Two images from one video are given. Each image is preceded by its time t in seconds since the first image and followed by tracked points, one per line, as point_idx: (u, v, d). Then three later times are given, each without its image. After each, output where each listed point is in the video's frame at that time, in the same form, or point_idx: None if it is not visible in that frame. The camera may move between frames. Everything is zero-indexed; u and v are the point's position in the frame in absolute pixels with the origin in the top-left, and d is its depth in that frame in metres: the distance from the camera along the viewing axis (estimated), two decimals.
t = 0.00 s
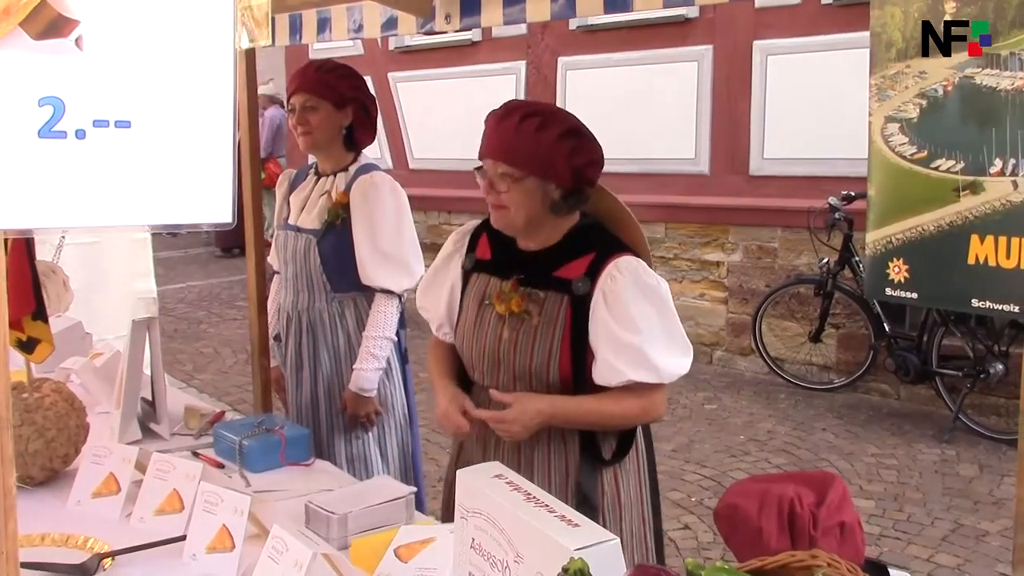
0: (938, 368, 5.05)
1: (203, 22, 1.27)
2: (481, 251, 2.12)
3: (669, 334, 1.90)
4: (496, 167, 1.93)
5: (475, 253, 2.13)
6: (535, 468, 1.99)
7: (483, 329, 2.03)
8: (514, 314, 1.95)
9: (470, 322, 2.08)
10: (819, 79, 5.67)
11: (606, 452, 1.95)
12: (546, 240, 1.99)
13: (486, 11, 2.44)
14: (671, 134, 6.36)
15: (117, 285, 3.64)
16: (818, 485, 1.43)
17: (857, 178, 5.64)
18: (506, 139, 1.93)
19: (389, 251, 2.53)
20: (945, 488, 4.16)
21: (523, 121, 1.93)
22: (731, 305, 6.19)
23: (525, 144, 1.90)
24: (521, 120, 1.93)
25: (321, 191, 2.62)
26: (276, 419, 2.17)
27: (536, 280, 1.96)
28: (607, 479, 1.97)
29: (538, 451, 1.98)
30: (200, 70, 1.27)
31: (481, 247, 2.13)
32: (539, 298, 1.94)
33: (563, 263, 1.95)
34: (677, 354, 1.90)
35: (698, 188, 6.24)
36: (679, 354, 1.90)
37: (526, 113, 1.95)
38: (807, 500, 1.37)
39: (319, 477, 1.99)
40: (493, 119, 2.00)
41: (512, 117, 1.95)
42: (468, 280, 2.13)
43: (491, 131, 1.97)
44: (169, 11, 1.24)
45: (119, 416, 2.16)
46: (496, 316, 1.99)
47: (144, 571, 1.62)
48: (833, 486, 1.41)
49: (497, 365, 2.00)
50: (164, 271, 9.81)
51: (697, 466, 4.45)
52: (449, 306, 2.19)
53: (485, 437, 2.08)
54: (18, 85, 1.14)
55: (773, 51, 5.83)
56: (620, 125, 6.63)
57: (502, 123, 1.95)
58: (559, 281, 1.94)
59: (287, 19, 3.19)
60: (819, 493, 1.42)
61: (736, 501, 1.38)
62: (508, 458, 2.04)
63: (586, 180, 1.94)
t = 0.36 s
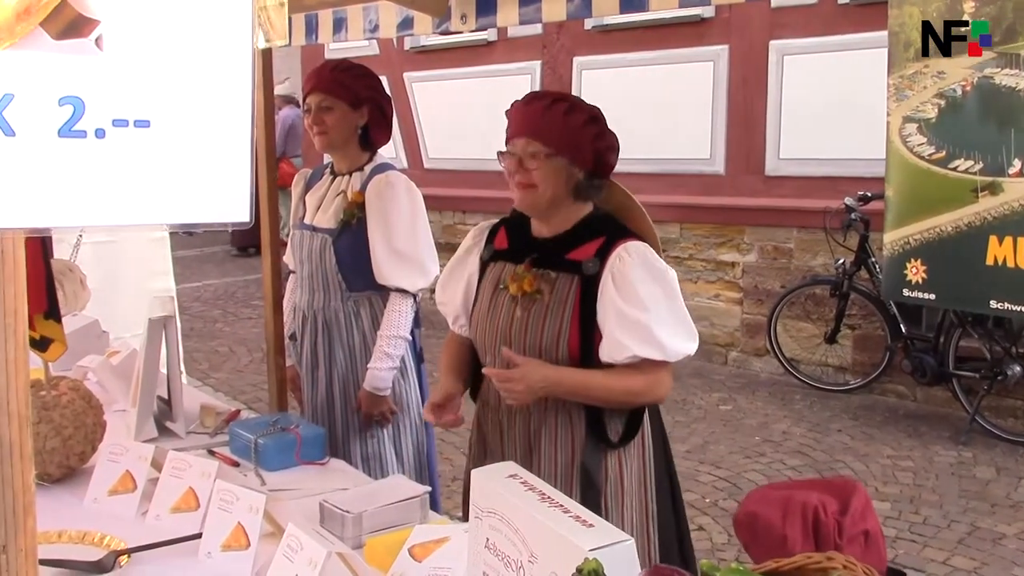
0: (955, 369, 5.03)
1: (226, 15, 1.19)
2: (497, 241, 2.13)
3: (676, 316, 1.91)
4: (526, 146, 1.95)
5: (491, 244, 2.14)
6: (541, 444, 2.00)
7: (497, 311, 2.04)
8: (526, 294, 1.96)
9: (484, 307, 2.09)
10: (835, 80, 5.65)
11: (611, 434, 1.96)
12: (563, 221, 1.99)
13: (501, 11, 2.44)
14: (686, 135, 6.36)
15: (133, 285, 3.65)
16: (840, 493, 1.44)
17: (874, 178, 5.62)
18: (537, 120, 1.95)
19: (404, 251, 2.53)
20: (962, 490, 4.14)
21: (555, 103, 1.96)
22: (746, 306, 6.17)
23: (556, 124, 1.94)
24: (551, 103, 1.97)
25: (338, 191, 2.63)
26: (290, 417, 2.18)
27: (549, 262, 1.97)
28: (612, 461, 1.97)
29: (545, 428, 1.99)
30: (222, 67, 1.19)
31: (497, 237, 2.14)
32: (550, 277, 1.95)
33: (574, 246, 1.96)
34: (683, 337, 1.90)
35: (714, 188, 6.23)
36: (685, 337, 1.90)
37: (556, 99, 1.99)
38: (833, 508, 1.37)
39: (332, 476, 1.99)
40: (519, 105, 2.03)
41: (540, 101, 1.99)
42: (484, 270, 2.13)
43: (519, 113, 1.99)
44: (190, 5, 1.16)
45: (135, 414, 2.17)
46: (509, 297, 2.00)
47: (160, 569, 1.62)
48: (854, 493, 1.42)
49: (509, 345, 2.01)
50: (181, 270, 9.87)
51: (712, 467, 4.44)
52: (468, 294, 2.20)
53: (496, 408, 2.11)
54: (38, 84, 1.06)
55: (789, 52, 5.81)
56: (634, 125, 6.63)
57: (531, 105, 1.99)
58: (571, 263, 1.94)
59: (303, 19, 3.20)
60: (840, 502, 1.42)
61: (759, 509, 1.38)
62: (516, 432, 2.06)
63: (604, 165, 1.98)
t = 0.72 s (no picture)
0: (975, 371, 5.01)
1: (250, 11, 1.14)
2: (513, 241, 2.11)
3: (700, 303, 1.94)
4: (582, 166, 1.92)
5: (506, 244, 2.12)
6: (570, 436, 1.97)
7: (521, 308, 2.02)
8: (554, 288, 1.96)
9: (505, 306, 2.07)
10: (854, 80, 5.63)
11: (640, 426, 1.97)
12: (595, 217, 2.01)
13: (520, 10, 2.44)
14: (703, 135, 6.35)
15: (152, 284, 3.67)
16: (863, 507, 1.43)
17: (893, 179, 5.59)
18: (589, 135, 1.91)
19: (422, 251, 2.54)
20: (981, 492, 4.12)
21: (595, 114, 1.94)
22: (764, 307, 6.16)
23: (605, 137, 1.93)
24: (589, 114, 1.94)
25: (356, 191, 2.64)
26: (307, 416, 2.18)
27: (574, 256, 1.97)
28: (636, 451, 1.98)
29: (575, 418, 1.96)
30: (245, 66, 1.15)
31: (511, 238, 2.12)
32: (578, 272, 1.96)
33: (598, 240, 1.96)
34: (707, 321, 1.95)
35: (731, 187, 6.22)
36: (709, 321, 1.96)
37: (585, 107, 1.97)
38: (854, 530, 1.36)
39: (349, 476, 2.00)
40: (548, 117, 1.96)
41: (575, 113, 1.94)
42: (500, 270, 2.12)
43: (562, 129, 1.92)
44: (213, 3, 1.12)
45: (154, 412, 2.18)
46: (535, 293, 1.99)
47: (179, 567, 1.63)
48: (878, 506, 1.41)
49: (535, 341, 2.00)
50: (199, 268, 9.95)
51: (728, 467, 4.43)
52: (480, 298, 2.16)
53: (520, 400, 2.04)
54: (59, 85, 1.05)
55: (807, 51, 5.80)
56: (651, 125, 6.63)
57: (568, 121, 1.93)
58: (596, 257, 1.95)
59: (322, 19, 3.21)
60: (864, 516, 1.41)
61: (778, 524, 1.37)
62: (540, 425, 2.01)
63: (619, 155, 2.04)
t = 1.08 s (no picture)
0: (996, 373, 4.98)
1: (273, 13, 1.14)
2: (528, 252, 2.03)
3: (721, 297, 2.00)
4: (610, 182, 1.87)
5: (520, 255, 2.04)
6: (622, 443, 1.96)
7: (555, 323, 1.96)
8: (592, 301, 1.92)
9: (532, 321, 1.99)
10: (874, 79, 5.61)
11: (680, 419, 1.99)
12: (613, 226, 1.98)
13: (539, 10, 2.44)
14: (723, 134, 6.34)
15: (172, 283, 3.68)
16: (887, 514, 1.42)
17: (914, 179, 5.56)
18: (619, 152, 1.86)
19: (442, 250, 2.54)
20: (1003, 495, 4.08)
21: (621, 130, 1.90)
22: (783, 308, 6.14)
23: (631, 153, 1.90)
24: (615, 130, 1.89)
25: (376, 190, 2.65)
26: (327, 416, 2.19)
27: (604, 265, 1.94)
28: (677, 443, 2.01)
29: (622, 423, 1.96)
30: (267, 65, 1.14)
31: (523, 248, 2.04)
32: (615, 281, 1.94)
33: (623, 246, 1.96)
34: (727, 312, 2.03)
35: (751, 188, 6.20)
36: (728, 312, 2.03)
37: (607, 122, 1.92)
38: (877, 535, 1.35)
39: (367, 475, 2.01)
40: (573, 133, 1.89)
41: (600, 128, 1.89)
42: (517, 283, 2.04)
43: (590, 146, 1.85)
44: (237, 3, 1.11)
45: (174, 411, 2.20)
46: (570, 307, 1.94)
47: (199, 564, 1.64)
48: (903, 513, 1.40)
49: (574, 355, 1.95)
50: (219, 268, 10.00)
51: (747, 469, 4.41)
52: (499, 315, 2.06)
53: (561, 415, 1.99)
54: (85, 85, 1.04)
55: (827, 50, 5.78)
56: (670, 125, 6.62)
57: (595, 141, 1.86)
58: (624, 263, 1.95)
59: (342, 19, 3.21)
60: (888, 522, 1.40)
61: (801, 525, 1.37)
62: (590, 437, 1.97)
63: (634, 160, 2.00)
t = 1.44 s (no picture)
0: (1018, 375, 5.01)
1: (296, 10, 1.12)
2: (564, 259, 2.03)
3: (758, 306, 1.98)
4: (639, 199, 1.85)
5: (556, 263, 2.04)
6: (659, 451, 1.95)
7: (591, 333, 1.97)
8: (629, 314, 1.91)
9: (568, 331, 2.00)
10: (895, 78, 5.58)
11: (716, 423, 1.98)
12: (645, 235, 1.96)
13: (558, 10, 2.43)
14: (742, 135, 6.33)
15: (194, 283, 3.70)
16: (913, 519, 1.41)
17: (935, 179, 5.54)
18: (648, 169, 1.83)
19: (460, 250, 2.54)
20: None
21: (652, 144, 1.86)
22: (803, 308, 6.12)
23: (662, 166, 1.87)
24: (644, 144, 1.86)
25: (395, 190, 2.66)
26: (346, 415, 2.20)
27: (640, 276, 1.93)
28: (713, 446, 2.00)
29: (658, 429, 1.95)
30: (288, 63, 1.12)
31: (559, 255, 2.04)
32: (650, 294, 1.92)
33: (660, 255, 1.94)
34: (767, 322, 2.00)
35: (770, 188, 6.20)
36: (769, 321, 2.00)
37: (638, 134, 1.89)
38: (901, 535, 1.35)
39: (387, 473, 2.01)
40: (602, 149, 1.86)
41: (629, 143, 1.86)
42: (553, 291, 2.04)
43: (618, 165, 1.83)
44: (259, 2, 1.09)
45: (195, 409, 2.21)
46: (606, 318, 1.94)
47: (219, 562, 1.65)
48: (928, 517, 1.40)
49: (611, 366, 1.96)
50: (239, 267, 10.08)
51: (766, 470, 4.40)
52: (536, 322, 2.07)
53: (597, 422, 2.00)
54: (108, 85, 1.03)
55: (847, 50, 5.76)
56: (689, 125, 6.61)
57: (625, 155, 1.83)
58: (661, 274, 1.93)
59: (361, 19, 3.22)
60: (913, 527, 1.40)
61: (826, 530, 1.36)
62: (626, 443, 1.98)
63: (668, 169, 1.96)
